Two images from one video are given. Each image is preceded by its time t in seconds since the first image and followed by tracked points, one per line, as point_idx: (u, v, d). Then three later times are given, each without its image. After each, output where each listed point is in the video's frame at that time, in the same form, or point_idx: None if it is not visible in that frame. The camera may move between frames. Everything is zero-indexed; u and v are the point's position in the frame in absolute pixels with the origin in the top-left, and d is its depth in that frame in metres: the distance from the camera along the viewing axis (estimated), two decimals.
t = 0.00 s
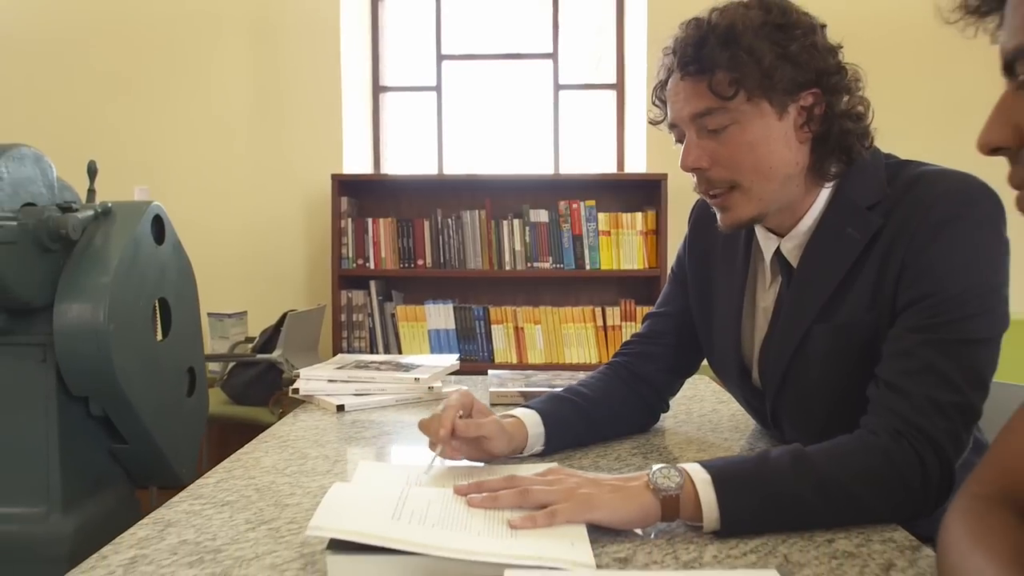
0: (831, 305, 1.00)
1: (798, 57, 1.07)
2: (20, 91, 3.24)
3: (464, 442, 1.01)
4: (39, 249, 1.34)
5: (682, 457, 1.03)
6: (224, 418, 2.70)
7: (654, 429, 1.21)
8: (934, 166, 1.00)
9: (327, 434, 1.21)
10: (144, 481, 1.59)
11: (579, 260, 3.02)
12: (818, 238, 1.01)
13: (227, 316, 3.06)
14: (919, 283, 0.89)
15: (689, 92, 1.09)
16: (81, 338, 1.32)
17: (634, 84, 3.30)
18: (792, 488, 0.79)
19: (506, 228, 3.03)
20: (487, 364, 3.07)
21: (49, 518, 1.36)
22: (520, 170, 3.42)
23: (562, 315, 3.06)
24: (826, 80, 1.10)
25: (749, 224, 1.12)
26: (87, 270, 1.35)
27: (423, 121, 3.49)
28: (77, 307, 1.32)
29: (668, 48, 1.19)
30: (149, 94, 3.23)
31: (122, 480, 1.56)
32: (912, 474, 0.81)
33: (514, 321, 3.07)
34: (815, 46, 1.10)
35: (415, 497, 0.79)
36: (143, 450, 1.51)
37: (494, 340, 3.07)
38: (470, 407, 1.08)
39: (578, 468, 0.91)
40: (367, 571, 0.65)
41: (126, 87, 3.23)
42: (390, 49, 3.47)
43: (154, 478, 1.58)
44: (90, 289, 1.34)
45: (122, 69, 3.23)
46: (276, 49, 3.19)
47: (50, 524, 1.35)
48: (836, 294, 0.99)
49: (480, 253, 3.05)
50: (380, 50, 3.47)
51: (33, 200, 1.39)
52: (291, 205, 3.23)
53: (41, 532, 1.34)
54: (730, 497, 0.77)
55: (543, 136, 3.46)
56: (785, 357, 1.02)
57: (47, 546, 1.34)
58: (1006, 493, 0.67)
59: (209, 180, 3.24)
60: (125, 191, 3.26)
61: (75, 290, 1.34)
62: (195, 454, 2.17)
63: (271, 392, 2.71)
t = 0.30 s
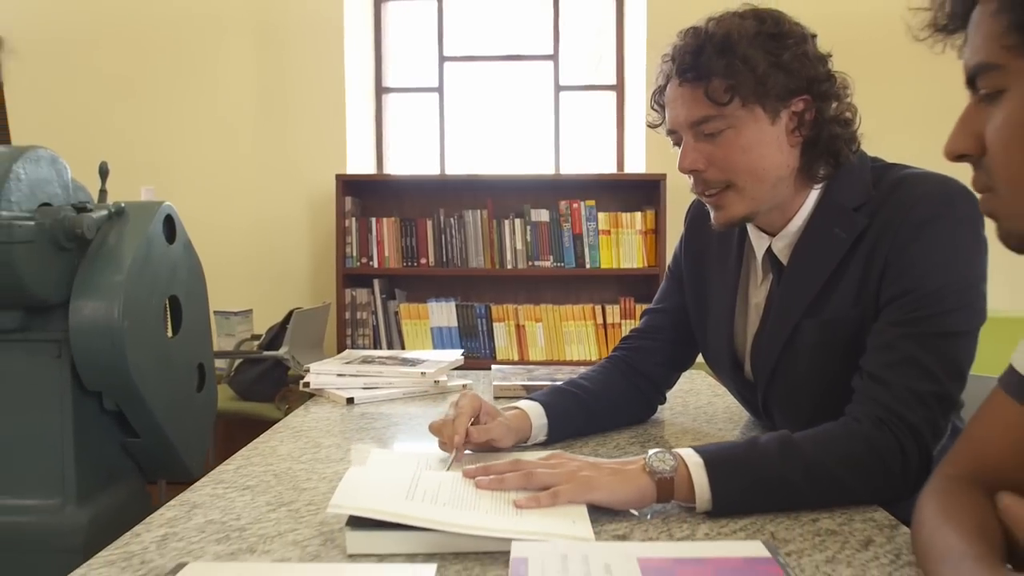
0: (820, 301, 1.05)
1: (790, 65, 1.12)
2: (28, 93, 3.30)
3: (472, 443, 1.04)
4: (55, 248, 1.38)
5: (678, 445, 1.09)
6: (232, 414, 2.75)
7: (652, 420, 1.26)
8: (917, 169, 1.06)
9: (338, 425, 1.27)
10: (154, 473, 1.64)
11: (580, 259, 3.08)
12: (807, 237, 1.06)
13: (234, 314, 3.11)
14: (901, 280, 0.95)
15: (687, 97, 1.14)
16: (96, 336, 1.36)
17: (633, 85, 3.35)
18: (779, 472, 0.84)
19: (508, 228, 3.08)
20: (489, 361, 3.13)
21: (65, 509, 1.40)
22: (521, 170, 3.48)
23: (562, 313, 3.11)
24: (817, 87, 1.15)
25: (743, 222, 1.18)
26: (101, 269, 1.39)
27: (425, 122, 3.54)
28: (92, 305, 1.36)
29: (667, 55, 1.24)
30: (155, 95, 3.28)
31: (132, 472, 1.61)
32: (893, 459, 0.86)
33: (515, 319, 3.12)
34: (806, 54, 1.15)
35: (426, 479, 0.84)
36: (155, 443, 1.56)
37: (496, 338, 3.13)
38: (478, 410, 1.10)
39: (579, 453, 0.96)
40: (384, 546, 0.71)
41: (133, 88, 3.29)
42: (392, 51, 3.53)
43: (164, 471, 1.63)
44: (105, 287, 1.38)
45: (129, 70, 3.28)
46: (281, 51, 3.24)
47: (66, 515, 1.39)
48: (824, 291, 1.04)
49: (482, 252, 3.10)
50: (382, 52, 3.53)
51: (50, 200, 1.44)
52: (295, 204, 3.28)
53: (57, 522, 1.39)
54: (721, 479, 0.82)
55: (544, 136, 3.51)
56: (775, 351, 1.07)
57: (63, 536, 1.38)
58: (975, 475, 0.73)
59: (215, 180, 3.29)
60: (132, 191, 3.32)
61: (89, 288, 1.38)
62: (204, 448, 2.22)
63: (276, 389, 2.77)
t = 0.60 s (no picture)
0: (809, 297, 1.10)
1: (780, 73, 1.18)
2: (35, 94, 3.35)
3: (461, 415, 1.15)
4: (69, 247, 1.34)
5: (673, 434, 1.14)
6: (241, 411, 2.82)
7: (649, 411, 1.32)
8: (899, 172, 1.11)
9: (348, 417, 1.32)
10: (166, 467, 1.62)
11: (580, 258, 3.13)
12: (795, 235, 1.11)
13: (239, 312, 3.16)
14: (883, 277, 1.00)
15: (682, 102, 1.20)
16: (109, 333, 1.34)
17: (632, 86, 3.41)
18: (769, 457, 0.89)
19: (509, 227, 3.13)
20: (490, 359, 3.18)
21: (79, 501, 1.37)
22: (521, 170, 3.53)
23: (563, 311, 3.16)
24: (806, 93, 1.21)
25: (735, 221, 1.23)
26: (114, 268, 1.37)
27: (427, 122, 3.60)
28: (105, 303, 1.34)
29: (664, 62, 1.30)
30: (160, 96, 3.34)
31: (144, 467, 1.59)
32: (874, 445, 0.92)
33: (517, 317, 3.17)
34: (796, 63, 1.20)
35: (436, 464, 0.89)
36: (166, 438, 1.54)
37: (497, 336, 3.18)
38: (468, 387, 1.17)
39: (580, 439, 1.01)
40: (398, 524, 0.76)
41: (139, 90, 3.34)
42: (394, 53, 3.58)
43: (176, 465, 1.61)
44: (118, 285, 1.36)
45: (134, 72, 3.34)
46: (284, 53, 3.30)
47: (80, 507, 1.36)
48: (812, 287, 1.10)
49: (484, 251, 3.15)
50: (385, 54, 3.58)
51: (65, 201, 1.49)
52: (299, 205, 3.33)
53: (71, 515, 1.36)
54: (714, 464, 0.87)
55: (544, 136, 3.56)
56: (766, 344, 1.12)
57: (78, 529, 1.35)
58: (951, 457, 0.78)
59: (220, 181, 3.35)
60: (137, 191, 3.37)
61: (103, 286, 1.36)
62: (213, 443, 2.27)
63: (281, 385, 2.82)
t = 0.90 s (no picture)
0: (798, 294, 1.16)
1: (770, 80, 1.24)
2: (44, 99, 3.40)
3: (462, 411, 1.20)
4: (84, 247, 1.40)
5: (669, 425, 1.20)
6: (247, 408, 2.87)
7: (647, 405, 1.37)
8: (883, 177, 1.17)
9: (358, 410, 1.38)
10: (177, 463, 1.67)
11: (580, 258, 3.19)
12: (786, 236, 1.17)
13: (245, 312, 3.22)
14: (867, 276, 1.06)
15: (677, 107, 1.26)
16: (123, 331, 1.37)
17: (632, 90, 3.46)
18: (759, 444, 0.94)
19: (510, 228, 3.19)
20: (492, 358, 3.24)
21: (93, 495, 1.41)
22: (522, 172, 3.59)
23: (563, 311, 3.22)
24: (795, 101, 1.27)
25: (727, 221, 1.29)
26: (129, 268, 1.40)
27: (429, 125, 3.66)
28: (119, 301, 1.37)
29: (661, 69, 1.36)
30: (167, 99, 3.39)
31: (154, 462, 1.64)
32: (858, 434, 0.97)
33: (518, 317, 3.23)
34: (786, 71, 1.26)
35: (445, 451, 0.95)
36: (177, 435, 1.59)
37: (499, 335, 3.24)
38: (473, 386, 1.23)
39: (581, 429, 1.07)
40: (411, 505, 0.82)
41: (147, 93, 3.40)
42: (397, 56, 3.64)
43: (186, 461, 1.66)
44: (132, 284, 1.39)
45: (140, 76, 3.39)
46: (289, 57, 3.36)
47: (95, 501, 1.41)
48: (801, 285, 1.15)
49: (485, 252, 3.21)
50: (387, 57, 3.64)
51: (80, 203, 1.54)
52: (303, 206, 3.39)
53: (86, 508, 1.40)
54: (707, 451, 0.93)
55: (544, 139, 3.62)
56: (757, 339, 1.18)
57: (94, 522, 1.40)
58: (926, 444, 0.83)
59: (225, 182, 3.40)
60: (144, 194, 3.43)
61: (117, 286, 1.39)
62: (222, 439, 2.33)
63: (288, 382, 2.88)
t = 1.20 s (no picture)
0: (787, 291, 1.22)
1: (761, 88, 1.31)
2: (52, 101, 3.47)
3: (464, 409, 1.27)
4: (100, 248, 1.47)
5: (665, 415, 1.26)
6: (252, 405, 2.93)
7: (644, 398, 1.44)
8: (869, 181, 1.23)
9: (368, 403, 1.44)
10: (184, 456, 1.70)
11: (580, 258, 3.25)
12: (776, 237, 1.23)
13: (251, 310, 3.28)
14: (852, 274, 1.12)
15: (674, 111, 1.34)
16: (138, 330, 1.40)
17: (631, 92, 3.53)
18: (748, 432, 1.00)
19: (511, 228, 3.25)
20: (494, 355, 3.30)
21: (106, 488, 1.46)
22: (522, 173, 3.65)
23: (563, 310, 3.28)
24: (785, 108, 1.33)
25: (719, 220, 1.35)
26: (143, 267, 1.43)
27: (431, 127, 3.72)
28: (134, 301, 1.41)
29: (660, 77, 1.44)
30: (174, 101, 3.45)
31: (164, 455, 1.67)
32: (842, 422, 1.03)
33: (518, 316, 3.29)
34: (777, 80, 1.33)
35: (454, 438, 1.01)
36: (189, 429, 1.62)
37: (500, 334, 3.30)
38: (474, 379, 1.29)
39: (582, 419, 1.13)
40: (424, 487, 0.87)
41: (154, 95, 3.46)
42: (400, 59, 3.70)
43: (194, 455, 1.70)
44: (146, 283, 1.43)
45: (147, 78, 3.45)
46: (294, 60, 3.42)
47: (108, 494, 1.45)
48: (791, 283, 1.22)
49: (487, 251, 3.27)
50: (390, 60, 3.70)
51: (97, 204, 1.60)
52: (307, 207, 3.45)
53: (101, 501, 1.44)
54: (700, 438, 0.99)
55: (545, 141, 3.68)
56: (748, 335, 1.24)
57: (108, 514, 1.44)
58: (903, 430, 0.89)
59: (231, 183, 3.46)
60: (151, 194, 3.49)
61: (131, 285, 1.42)
62: (231, 433, 2.39)
63: (294, 380, 2.95)
